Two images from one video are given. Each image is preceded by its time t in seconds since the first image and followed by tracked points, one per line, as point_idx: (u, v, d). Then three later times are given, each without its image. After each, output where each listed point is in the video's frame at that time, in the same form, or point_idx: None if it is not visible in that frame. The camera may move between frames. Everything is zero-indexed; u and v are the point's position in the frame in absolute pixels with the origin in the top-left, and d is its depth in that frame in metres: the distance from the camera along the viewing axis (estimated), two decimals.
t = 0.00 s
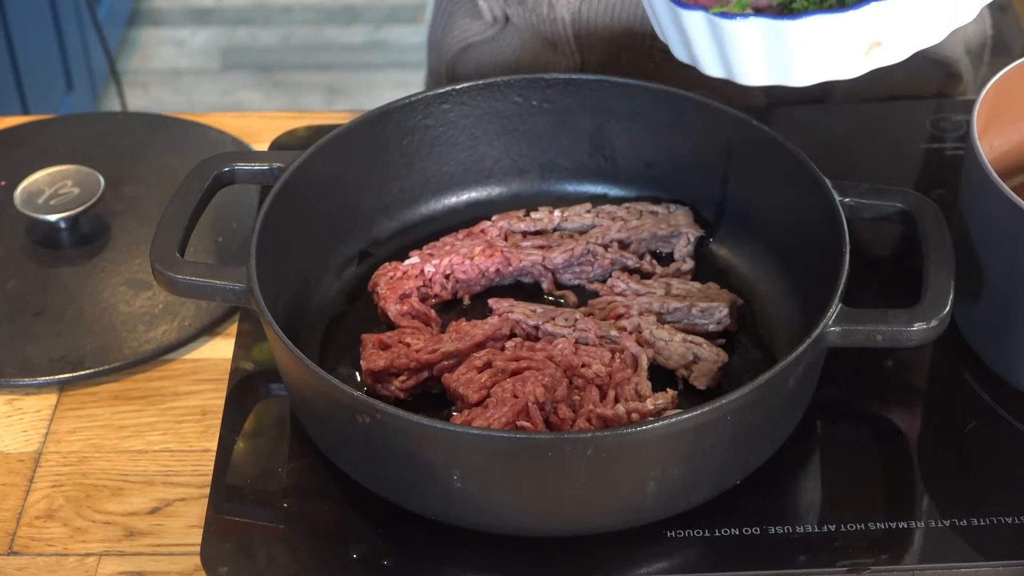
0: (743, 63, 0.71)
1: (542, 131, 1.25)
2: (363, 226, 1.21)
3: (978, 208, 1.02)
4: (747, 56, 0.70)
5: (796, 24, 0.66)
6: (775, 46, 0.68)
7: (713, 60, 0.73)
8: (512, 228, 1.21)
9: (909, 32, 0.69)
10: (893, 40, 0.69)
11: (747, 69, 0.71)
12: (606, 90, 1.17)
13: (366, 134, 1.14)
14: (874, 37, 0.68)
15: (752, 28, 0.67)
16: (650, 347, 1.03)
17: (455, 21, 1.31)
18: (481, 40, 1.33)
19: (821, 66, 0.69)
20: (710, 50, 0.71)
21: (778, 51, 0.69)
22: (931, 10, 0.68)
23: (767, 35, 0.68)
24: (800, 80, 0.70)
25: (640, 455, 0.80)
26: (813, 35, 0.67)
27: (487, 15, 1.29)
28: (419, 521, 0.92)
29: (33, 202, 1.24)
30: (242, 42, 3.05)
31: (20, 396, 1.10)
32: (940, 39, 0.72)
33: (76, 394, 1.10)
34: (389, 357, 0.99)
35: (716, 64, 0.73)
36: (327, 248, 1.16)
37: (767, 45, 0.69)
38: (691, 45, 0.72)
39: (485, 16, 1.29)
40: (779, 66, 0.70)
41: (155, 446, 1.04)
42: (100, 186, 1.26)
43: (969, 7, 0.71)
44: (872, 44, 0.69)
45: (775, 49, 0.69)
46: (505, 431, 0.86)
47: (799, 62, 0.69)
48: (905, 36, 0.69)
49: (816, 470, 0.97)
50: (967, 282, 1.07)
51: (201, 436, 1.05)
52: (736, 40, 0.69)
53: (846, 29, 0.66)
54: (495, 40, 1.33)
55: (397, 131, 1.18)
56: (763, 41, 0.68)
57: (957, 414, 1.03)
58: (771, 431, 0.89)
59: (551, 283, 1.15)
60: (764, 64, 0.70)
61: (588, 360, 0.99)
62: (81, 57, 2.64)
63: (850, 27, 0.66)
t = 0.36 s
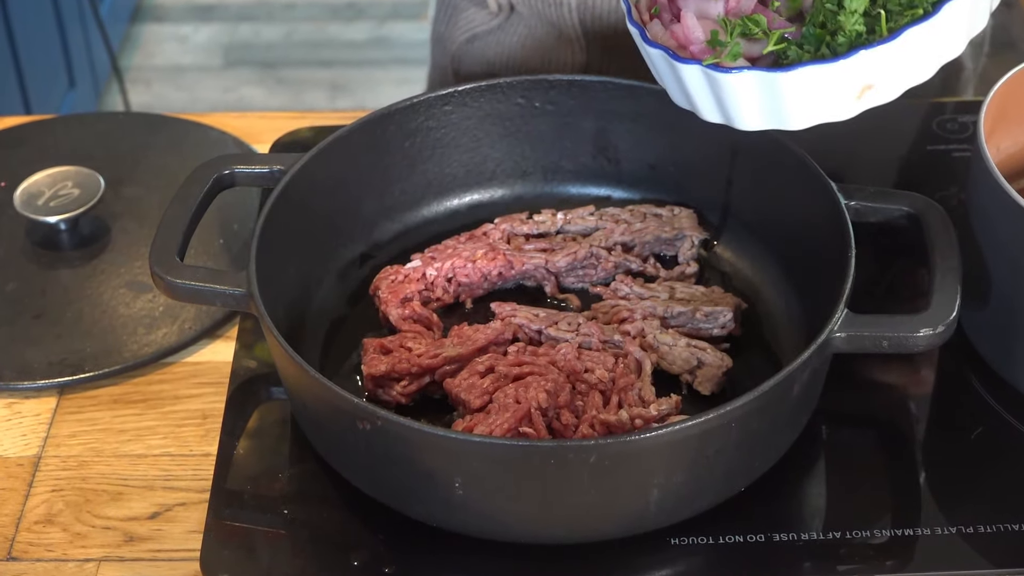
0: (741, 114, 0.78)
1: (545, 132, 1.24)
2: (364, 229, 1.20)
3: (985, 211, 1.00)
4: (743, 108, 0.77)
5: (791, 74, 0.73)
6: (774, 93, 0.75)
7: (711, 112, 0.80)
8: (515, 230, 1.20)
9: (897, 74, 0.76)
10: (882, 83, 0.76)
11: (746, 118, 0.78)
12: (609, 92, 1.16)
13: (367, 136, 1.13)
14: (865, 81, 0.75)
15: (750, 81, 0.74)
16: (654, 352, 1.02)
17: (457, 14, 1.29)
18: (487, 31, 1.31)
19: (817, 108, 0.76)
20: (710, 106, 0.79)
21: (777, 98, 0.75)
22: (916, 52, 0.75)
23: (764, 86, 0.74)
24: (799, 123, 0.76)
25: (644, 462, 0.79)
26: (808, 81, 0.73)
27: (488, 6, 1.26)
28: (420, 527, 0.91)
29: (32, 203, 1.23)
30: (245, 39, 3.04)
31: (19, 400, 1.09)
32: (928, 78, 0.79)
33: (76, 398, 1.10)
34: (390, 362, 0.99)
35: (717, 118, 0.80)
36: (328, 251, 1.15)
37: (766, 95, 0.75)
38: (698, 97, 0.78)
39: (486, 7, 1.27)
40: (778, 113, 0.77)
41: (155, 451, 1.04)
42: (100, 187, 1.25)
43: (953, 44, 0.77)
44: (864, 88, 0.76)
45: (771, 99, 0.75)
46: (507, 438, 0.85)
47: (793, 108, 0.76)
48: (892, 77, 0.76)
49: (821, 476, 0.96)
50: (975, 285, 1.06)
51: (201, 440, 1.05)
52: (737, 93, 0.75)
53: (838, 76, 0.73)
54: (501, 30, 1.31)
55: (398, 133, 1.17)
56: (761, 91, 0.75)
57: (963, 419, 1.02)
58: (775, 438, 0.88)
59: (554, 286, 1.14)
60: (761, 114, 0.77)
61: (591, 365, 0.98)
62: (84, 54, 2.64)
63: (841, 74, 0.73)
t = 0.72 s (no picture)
0: (700, 126, 0.83)
1: (545, 132, 1.23)
2: (364, 230, 1.19)
3: (989, 213, 1.00)
4: (701, 120, 0.82)
5: (748, 87, 0.78)
6: (731, 109, 0.80)
7: (672, 123, 0.85)
8: (516, 231, 1.19)
9: (856, 91, 0.79)
10: (841, 98, 0.79)
11: (708, 129, 0.82)
12: (610, 92, 1.15)
13: (366, 137, 1.13)
14: (824, 96, 0.79)
15: (709, 93, 0.79)
16: (656, 354, 1.01)
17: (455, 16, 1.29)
18: (485, 32, 1.30)
19: (773, 120, 0.81)
20: (673, 117, 0.84)
21: (734, 113, 0.81)
22: (876, 68, 0.79)
23: (721, 99, 0.80)
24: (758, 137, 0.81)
25: (646, 467, 0.78)
26: (763, 93, 0.78)
27: (484, 7, 1.26)
28: (420, 531, 0.91)
29: (29, 203, 1.22)
30: (244, 34, 3.02)
31: (17, 401, 1.09)
32: (889, 95, 0.82)
33: (73, 399, 1.09)
34: (390, 364, 0.98)
35: (678, 130, 0.86)
36: (328, 252, 1.14)
37: (722, 112, 0.81)
38: (662, 109, 0.84)
39: (482, 9, 1.26)
40: (735, 127, 0.82)
41: (154, 452, 1.03)
42: (98, 186, 1.24)
43: (915, 62, 0.81)
44: (823, 103, 0.79)
45: (727, 112, 0.81)
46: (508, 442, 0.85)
47: (749, 120, 0.81)
48: (851, 93, 0.79)
49: (825, 480, 0.96)
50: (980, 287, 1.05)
51: (200, 442, 1.04)
52: (697, 106, 0.81)
53: (796, 89, 0.77)
54: (499, 31, 1.31)
55: (397, 134, 1.16)
56: (720, 107, 0.81)
57: (967, 422, 1.01)
58: (778, 442, 0.88)
59: (556, 288, 1.13)
60: (720, 127, 0.83)
61: (593, 367, 0.97)
62: (83, 49, 2.62)
63: (801, 86, 0.77)
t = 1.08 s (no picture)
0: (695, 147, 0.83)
1: (543, 131, 1.22)
2: (361, 230, 1.19)
3: (990, 212, 0.99)
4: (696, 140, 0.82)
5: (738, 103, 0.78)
6: (724, 126, 0.80)
7: (667, 145, 0.85)
8: (512, 230, 1.19)
9: (850, 107, 0.79)
10: (835, 114, 0.79)
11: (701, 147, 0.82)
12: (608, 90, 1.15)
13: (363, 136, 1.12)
14: (817, 111, 0.78)
15: (700, 110, 0.79)
16: (654, 355, 1.01)
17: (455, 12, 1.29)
18: (481, 32, 1.29)
19: (765, 136, 0.80)
20: (668, 137, 0.84)
21: (726, 130, 0.80)
22: (870, 82, 0.78)
23: (712, 116, 0.79)
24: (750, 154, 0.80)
25: (644, 469, 0.78)
26: (754, 109, 0.78)
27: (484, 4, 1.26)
28: (418, 533, 0.90)
29: (24, 202, 1.21)
30: (240, 29, 3.01)
31: (11, 402, 1.08)
32: (887, 110, 0.81)
33: (68, 400, 1.08)
34: (386, 365, 0.97)
35: (674, 149, 0.86)
36: (324, 252, 1.13)
37: (715, 129, 0.81)
38: (656, 129, 0.84)
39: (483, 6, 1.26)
40: (729, 145, 0.82)
41: (149, 454, 1.02)
42: (93, 186, 1.23)
43: (912, 76, 0.80)
44: (817, 119, 0.79)
45: (720, 130, 0.81)
46: (505, 444, 0.84)
47: (743, 137, 0.80)
48: (846, 109, 0.79)
49: (823, 480, 0.95)
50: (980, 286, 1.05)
51: (196, 443, 1.03)
52: (689, 124, 0.80)
53: (787, 105, 0.77)
54: (496, 31, 1.29)
55: (395, 133, 1.15)
56: (712, 124, 0.80)
57: (967, 422, 1.01)
58: (777, 444, 0.87)
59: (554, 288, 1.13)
60: (714, 144, 0.82)
61: (590, 368, 0.97)
62: (78, 45, 2.61)
63: (792, 101, 0.77)
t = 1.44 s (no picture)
0: (668, 155, 0.83)
1: (536, 128, 1.22)
2: (353, 227, 1.18)
3: (982, 208, 0.99)
4: (667, 148, 0.82)
5: (705, 113, 0.78)
6: (695, 135, 0.80)
7: (641, 155, 0.86)
8: (505, 227, 1.19)
9: (822, 113, 0.78)
10: (806, 121, 0.78)
11: (674, 156, 0.83)
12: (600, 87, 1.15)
13: (355, 133, 1.12)
14: (787, 119, 0.78)
15: (669, 121, 0.79)
16: (647, 351, 1.01)
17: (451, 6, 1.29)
18: (475, 28, 1.30)
19: (738, 145, 0.80)
20: (640, 147, 0.85)
21: (697, 139, 0.80)
22: (840, 87, 0.77)
23: (682, 126, 0.80)
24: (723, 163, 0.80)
25: (637, 466, 0.78)
26: (722, 118, 0.78)
27: None
28: (412, 531, 0.90)
29: (15, 200, 1.21)
30: (231, 25, 3.00)
31: (3, 400, 1.08)
32: (862, 114, 0.80)
33: (61, 398, 1.08)
34: (379, 363, 0.97)
35: (649, 159, 0.86)
36: (316, 249, 1.13)
37: (686, 138, 0.81)
38: (630, 140, 0.84)
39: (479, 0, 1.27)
40: (702, 154, 0.82)
41: (141, 452, 1.02)
42: (84, 183, 1.23)
43: (887, 79, 0.79)
44: (788, 126, 0.78)
45: (690, 139, 0.81)
46: (498, 441, 0.84)
47: (715, 146, 0.80)
48: (817, 113, 0.78)
49: (816, 477, 0.96)
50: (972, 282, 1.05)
51: (188, 441, 1.03)
52: (660, 135, 0.81)
53: (753, 113, 0.77)
54: (490, 27, 1.30)
55: (387, 129, 1.15)
56: (682, 133, 0.81)
57: (959, 418, 1.01)
58: (770, 440, 0.87)
59: (546, 285, 1.13)
60: (688, 153, 0.83)
61: (583, 365, 0.97)
62: (68, 42, 2.60)
63: (758, 110, 0.76)
